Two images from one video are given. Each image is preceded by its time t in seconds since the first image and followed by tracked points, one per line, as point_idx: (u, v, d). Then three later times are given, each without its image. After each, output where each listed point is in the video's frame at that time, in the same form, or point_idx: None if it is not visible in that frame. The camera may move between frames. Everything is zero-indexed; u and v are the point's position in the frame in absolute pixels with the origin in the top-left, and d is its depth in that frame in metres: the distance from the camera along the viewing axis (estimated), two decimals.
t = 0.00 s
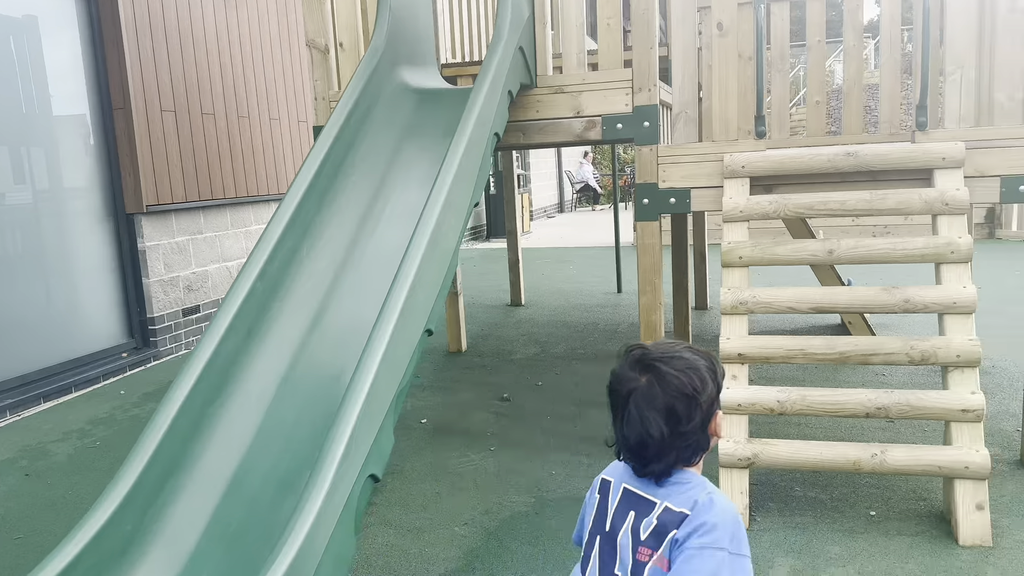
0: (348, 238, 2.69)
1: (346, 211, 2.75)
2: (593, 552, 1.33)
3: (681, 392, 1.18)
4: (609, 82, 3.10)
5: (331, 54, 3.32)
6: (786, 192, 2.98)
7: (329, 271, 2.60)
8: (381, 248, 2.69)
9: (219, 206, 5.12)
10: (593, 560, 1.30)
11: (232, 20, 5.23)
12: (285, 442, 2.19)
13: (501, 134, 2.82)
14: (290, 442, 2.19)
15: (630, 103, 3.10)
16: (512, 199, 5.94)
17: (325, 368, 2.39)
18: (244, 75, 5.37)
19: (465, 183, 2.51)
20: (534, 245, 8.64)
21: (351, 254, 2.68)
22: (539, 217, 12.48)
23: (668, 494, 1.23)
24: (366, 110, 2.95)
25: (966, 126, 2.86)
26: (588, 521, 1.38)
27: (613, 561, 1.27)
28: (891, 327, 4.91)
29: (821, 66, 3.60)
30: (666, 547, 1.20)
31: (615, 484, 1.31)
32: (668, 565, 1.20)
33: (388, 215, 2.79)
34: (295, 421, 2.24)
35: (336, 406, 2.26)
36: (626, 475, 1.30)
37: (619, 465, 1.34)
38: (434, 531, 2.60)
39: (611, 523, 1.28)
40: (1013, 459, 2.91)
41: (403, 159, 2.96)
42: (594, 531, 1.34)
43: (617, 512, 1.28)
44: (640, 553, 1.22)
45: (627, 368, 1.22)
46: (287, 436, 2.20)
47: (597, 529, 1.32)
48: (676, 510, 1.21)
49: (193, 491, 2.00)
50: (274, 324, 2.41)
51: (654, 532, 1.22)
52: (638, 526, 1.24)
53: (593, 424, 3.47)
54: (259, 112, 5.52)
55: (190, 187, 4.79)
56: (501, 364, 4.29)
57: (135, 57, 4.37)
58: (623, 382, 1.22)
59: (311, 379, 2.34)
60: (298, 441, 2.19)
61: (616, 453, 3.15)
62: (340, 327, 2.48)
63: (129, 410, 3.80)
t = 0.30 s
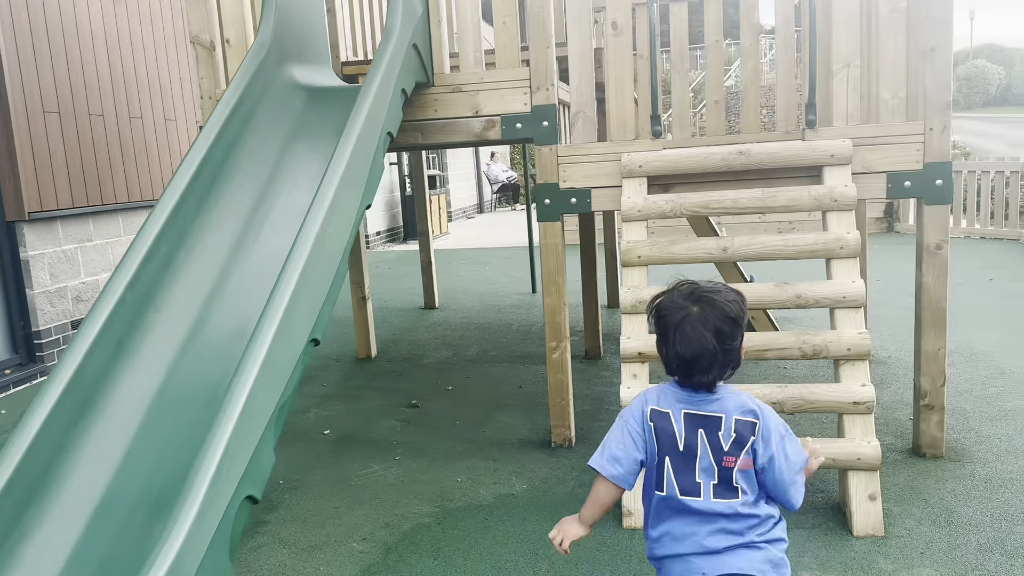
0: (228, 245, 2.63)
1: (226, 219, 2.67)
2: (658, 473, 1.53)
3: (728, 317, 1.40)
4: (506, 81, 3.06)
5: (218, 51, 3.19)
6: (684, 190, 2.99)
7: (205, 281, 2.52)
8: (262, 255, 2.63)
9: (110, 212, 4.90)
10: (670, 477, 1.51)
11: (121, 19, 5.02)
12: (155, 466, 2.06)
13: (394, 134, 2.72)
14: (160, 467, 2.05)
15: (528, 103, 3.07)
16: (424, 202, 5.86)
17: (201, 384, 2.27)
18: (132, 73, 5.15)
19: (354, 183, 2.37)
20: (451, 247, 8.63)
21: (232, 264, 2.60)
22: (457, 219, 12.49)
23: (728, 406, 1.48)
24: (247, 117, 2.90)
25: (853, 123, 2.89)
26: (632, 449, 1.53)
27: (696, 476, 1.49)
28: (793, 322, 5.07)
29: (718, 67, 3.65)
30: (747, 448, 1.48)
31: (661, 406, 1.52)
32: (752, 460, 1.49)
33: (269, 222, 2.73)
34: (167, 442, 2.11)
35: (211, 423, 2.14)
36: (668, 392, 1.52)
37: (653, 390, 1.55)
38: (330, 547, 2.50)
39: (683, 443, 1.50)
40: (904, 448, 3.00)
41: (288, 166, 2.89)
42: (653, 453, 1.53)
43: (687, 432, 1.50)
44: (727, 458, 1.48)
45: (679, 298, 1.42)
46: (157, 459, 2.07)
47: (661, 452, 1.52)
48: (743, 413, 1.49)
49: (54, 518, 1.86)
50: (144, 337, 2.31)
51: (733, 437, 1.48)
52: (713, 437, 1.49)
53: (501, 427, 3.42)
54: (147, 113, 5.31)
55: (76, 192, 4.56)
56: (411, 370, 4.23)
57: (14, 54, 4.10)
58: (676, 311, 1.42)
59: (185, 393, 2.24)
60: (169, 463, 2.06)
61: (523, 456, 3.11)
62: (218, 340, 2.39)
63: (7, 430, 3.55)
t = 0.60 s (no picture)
0: (138, 260, 2.56)
1: (138, 235, 2.61)
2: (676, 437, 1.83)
3: (724, 309, 1.75)
4: (435, 85, 3.01)
5: (133, 55, 3.04)
6: (616, 195, 2.97)
7: (115, 298, 2.43)
8: (176, 268, 2.57)
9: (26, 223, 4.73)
10: (687, 440, 1.81)
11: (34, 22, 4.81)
12: (59, 498, 1.91)
13: (317, 139, 2.62)
14: (64, 498, 1.91)
15: (457, 107, 3.02)
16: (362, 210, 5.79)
17: (111, 407, 2.15)
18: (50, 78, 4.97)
19: (274, 189, 2.22)
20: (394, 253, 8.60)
21: (144, 280, 2.53)
22: (399, 223, 12.41)
23: (727, 380, 1.83)
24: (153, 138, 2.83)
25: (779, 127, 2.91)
26: (654, 421, 1.85)
27: (709, 437, 1.81)
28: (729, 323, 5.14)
29: (649, 72, 3.66)
30: (747, 415, 1.83)
31: (674, 387, 1.84)
32: (751, 425, 1.83)
33: (182, 235, 2.67)
34: (73, 472, 1.97)
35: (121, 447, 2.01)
36: (678, 377, 1.84)
37: (662, 377, 1.86)
38: (256, 570, 2.38)
39: (697, 412, 1.81)
40: (837, 447, 3.04)
41: (201, 184, 2.83)
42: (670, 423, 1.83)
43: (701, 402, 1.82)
44: (734, 421, 1.81)
45: (684, 298, 1.75)
46: (61, 490, 1.93)
47: (679, 420, 1.82)
48: (740, 387, 1.83)
49: None
50: (50, 357, 2.21)
51: (736, 405, 1.82)
52: (720, 407, 1.81)
53: (439, 437, 3.36)
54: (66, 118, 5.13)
55: None
56: (349, 382, 4.17)
57: None
58: (684, 309, 1.74)
59: (95, 413, 2.13)
60: (75, 492, 1.92)
61: (460, 467, 3.05)
62: (126, 362, 2.29)
63: None
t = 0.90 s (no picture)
0: (94, 271, 2.50)
1: (94, 246, 2.55)
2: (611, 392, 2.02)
3: (658, 279, 1.97)
4: (399, 92, 2.98)
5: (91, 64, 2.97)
6: (583, 201, 2.96)
7: (72, 311, 2.36)
8: (136, 280, 2.52)
9: None
10: (621, 392, 2.01)
11: None
12: (14, 517, 1.84)
13: (278, 148, 2.58)
14: (19, 517, 1.84)
15: (422, 114, 2.99)
16: (329, 217, 5.74)
17: (68, 421, 2.08)
18: None
19: (234, 201, 2.17)
20: (363, 261, 8.56)
21: (101, 293, 2.46)
22: (367, 229, 12.34)
23: (659, 338, 2.05)
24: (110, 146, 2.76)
25: (742, 132, 2.93)
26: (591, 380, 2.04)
27: (640, 388, 2.00)
28: (698, 327, 5.17)
29: (614, 77, 3.67)
30: (673, 368, 2.03)
31: (611, 346, 2.05)
32: (677, 376, 2.04)
33: (141, 246, 2.62)
34: (28, 489, 1.90)
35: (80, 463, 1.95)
36: (617, 337, 2.06)
37: (603, 340, 2.07)
38: None
39: (628, 367, 2.01)
40: (805, 448, 3.06)
41: (159, 194, 2.78)
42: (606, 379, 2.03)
43: (631, 358, 2.02)
44: (661, 373, 2.01)
45: (624, 266, 1.97)
46: (16, 509, 1.86)
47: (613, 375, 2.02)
48: (669, 344, 2.04)
49: None
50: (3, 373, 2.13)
51: (664, 358, 2.02)
52: (649, 361, 2.01)
53: (408, 447, 3.33)
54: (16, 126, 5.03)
55: None
56: (316, 392, 4.12)
57: None
58: (623, 276, 1.96)
59: (49, 430, 2.05)
60: (32, 510, 1.85)
61: (430, 477, 3.01)
62: (83, 375, 2.22)
63: None
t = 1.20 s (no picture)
0: (82, 282, 2.48)
1: (79, 258, 2.54)
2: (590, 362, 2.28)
3: (631, 264, 2.24)
4: (387, 102, 2.98)
5: (75, 74, 2.99)
6: (571, 210, 2.97)
7: (59, 322, 2.34)
8: (125, 289, 2.50)
9: None
10: (598, 362, 2.25)
11: None
12: (2, 532, 1.82)
13: (266, 158, 2.57)
14: (7, 532, 1.82)
15: (410, 123, 2.99)
16: (316, 226, 5.73)
17: (55, 435, 2.05)
18: None
19: (221, 212, 2.16)
20: (351, 270, 8.53)
21: (88, 303, 2.44)
22: (354, 238, 12.31)
23: (630, 315, 2.28)
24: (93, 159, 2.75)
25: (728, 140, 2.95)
26: (578, 352, 2.33)
27: (616, 357, 2.22)
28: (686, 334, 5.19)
29: (601, 87, 3.69)
30: (645, 338, 2.25)
31: (590, 323, 2.29)
32: (650, 345, 2.25)
33: (130, 255, 2.60)
34: (15, 503, 1.87)
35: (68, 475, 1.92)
36: (594, 316, 2.30)
37: (581, 319, 2.32)
38: None
39: (604, 341, 2.25)
40: (794, 455, 3.07)
41: (146, 203, 2.76)
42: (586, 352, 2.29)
43: (606, 333, 2.26)
44: (633, 344, 2.23)
45: (600, 254, 2.25)
46: (4, 523, 1.83)
47: (591, 348, 2.26)
48: (640, 319, 2.27)
49: None
50: None
51: (636, 332, 2.25)
52: (622, 334, 2.25)
53: (397, 457, 3.32)
54: None
55: None
56: (305, 403, 4.10)
57: None
58: (599, 261, 2.23)
59: (37, 442, 2.03)
60: (21, 523, 1.84)
61: (420, 487, 3.00)
62: (71, 386, 2.20)
63: None
